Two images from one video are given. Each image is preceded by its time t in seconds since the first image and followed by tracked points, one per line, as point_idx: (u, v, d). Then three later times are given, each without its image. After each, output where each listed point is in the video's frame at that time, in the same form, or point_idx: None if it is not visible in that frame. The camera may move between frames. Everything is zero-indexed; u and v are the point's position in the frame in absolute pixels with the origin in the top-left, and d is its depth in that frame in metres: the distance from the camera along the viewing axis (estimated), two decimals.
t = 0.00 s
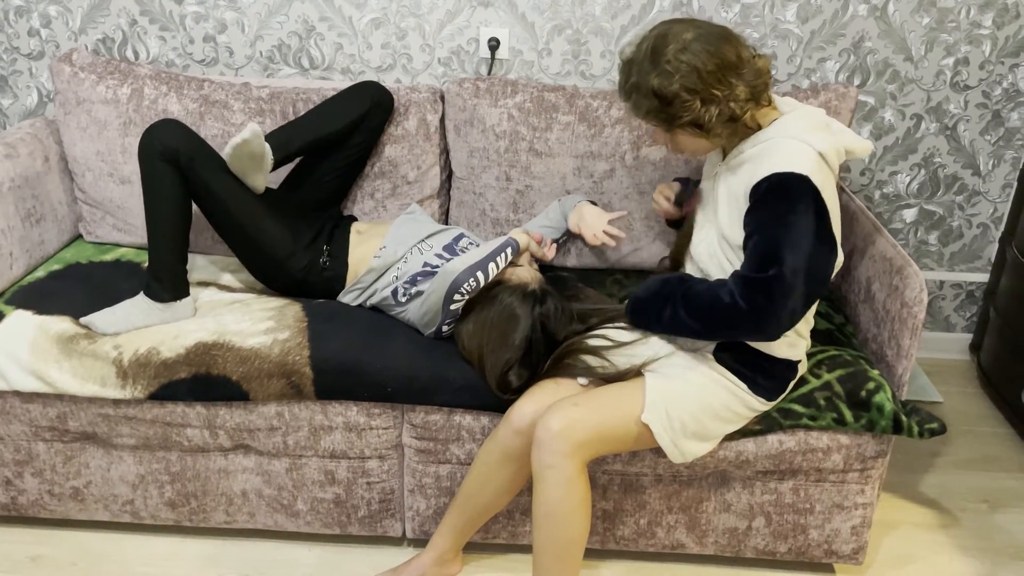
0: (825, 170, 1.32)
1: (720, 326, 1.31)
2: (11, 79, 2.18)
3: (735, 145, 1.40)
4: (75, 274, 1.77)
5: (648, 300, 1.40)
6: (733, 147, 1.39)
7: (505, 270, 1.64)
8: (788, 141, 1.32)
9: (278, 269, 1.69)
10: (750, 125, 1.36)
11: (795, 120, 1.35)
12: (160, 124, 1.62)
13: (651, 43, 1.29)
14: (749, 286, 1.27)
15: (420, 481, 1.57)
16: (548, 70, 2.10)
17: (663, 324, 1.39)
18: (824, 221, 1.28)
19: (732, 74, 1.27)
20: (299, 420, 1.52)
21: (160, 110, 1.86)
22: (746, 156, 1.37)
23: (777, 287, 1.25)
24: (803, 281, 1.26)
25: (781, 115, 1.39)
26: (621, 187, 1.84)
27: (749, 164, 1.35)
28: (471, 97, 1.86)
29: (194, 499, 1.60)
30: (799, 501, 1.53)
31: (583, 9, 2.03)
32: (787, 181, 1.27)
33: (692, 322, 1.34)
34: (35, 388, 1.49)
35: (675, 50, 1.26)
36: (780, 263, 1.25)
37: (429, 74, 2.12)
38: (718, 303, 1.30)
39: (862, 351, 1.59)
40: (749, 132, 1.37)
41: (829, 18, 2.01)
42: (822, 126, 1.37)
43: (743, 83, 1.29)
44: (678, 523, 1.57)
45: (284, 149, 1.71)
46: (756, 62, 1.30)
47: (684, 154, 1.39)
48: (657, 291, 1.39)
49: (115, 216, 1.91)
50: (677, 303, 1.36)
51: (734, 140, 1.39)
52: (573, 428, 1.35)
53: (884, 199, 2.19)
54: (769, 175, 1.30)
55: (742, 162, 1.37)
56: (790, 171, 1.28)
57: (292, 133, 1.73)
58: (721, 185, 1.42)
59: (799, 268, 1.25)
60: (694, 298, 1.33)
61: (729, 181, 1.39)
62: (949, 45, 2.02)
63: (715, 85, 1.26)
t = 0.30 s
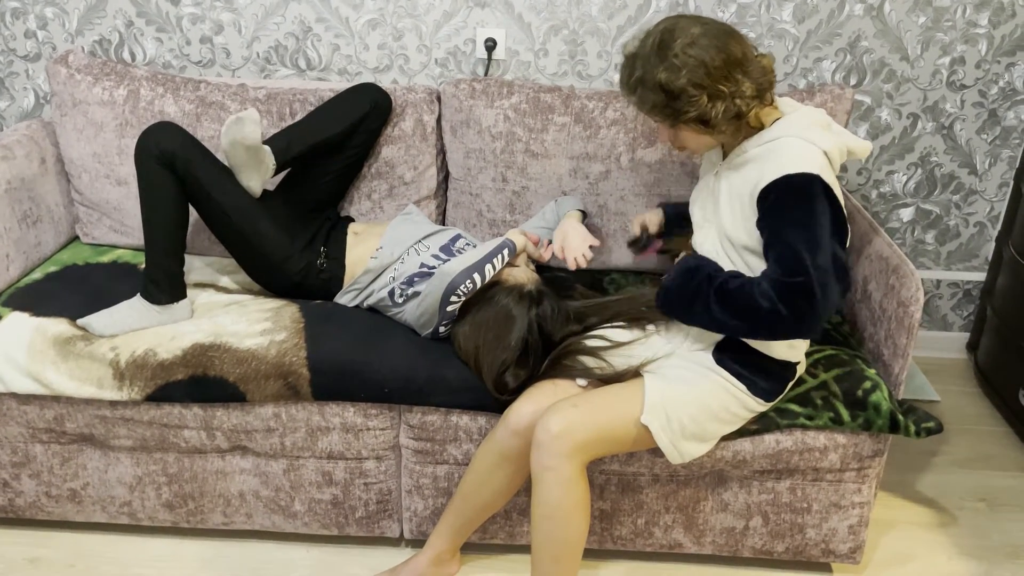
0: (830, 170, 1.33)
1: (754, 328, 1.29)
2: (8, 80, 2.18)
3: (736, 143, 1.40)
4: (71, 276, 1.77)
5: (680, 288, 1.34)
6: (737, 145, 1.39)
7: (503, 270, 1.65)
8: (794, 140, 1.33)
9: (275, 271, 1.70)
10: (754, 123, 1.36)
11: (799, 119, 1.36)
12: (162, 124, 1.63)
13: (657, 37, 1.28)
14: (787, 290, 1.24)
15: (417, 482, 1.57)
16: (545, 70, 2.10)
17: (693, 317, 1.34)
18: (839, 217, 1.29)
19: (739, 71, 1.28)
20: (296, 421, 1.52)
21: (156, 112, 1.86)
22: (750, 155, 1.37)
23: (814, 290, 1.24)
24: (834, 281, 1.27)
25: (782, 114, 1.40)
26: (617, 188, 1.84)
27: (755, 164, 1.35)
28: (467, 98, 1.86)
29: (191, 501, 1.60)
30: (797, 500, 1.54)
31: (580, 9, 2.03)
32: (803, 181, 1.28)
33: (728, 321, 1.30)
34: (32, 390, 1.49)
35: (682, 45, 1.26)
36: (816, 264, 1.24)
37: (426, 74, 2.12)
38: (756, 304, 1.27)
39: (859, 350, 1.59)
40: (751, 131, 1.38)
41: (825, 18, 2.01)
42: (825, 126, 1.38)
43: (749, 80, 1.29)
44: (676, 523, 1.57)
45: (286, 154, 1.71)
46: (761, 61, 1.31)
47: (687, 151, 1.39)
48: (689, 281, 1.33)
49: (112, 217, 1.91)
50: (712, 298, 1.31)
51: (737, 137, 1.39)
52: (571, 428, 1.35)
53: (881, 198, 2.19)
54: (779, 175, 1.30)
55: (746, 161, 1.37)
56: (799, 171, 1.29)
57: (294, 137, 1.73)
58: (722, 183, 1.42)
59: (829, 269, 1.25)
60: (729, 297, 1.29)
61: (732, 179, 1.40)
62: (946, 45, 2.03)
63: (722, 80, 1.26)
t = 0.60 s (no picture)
0: (833, 168, 1.33)
1: (768, 324, 1.30)
2: (6, 82, 2.17)
3: (735, 146, 1.40)
4: (70, 277, 1.77)
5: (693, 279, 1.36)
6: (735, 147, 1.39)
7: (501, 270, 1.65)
8: (795, 140, 1.33)
9: (273, 272, 1.69)
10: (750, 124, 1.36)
11: (797, 120, 1.36)
12: (161, 126, 1.63)
13: (650, 43, 1.29)
14: (801, 289, 1.25)
15: (416, 482, 1.57)
16: (543, 71, 2.10)
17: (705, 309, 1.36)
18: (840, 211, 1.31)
19: (732, 72, 1.28)
20: (295, 422, 1.52)
21: (154, 113, 1.86)
22: (750, 157, 1.37)
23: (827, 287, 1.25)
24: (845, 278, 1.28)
25: (780, 114, 1.40)
26: (615, 188, 1.84)
27: (755, 165, 1.36)
28: (466, 98, 1.86)
29: (190, 502, 1.60)
30: (796, 499, 1.54)
31: (578, 9, 2.03)
32: (809, 180, 1.28)
33: (741, 316, 1.32)
34: (31, 392, 1.49)
35: (675, 49, 1.27)
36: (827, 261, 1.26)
37: (424, 75, 2.12)
38: (770, 302, 1.28)
39: (858, 350, 1.60)
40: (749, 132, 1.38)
41: (823, 17, 2.01)
42: (822, 125, 1.38)
43: (743, 81, 1.29)
44: (675, 522, 1.57)
45: (287, 155, 1.71)
46: (754, 62, 1.32)
47: (685, 155, 1.38)
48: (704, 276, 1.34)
49: (111, 219, 1.91)
50: (726, 292, 1.32)
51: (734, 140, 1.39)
52: (571, 429, 1.36)
53: (879, 197, 2.19)
54: (783, 175, 1.30)
55: (746, 162, 1.37)
56: (804, 170, 1.29)
57: (293, 138, 1.73)
58: (723, 185, 1.42)
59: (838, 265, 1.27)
60: (742, 293, 1.30)
61: (733, 181, 1.40)
62: (943, 44, 2.03)
63: (715, 83, 1.26)
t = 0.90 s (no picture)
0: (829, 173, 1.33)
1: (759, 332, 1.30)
2: (4, 84, 2.17)
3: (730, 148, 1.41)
4: (67, 278, 1.77)
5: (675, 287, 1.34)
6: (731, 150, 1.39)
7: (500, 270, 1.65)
8: (791, 145, 1.33)
9: (271, 274, 1.69)
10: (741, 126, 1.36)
11: (792, 123, 1.36)
12: (159, 127, 1.63)
13: (643, 45, 1.30)
14: (796, 296, 1.27)
15: (414, 483, 1.57)
16: (541, 71, 2.10)
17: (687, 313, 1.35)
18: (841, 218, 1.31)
19: (723, 75, 1.28)
20: (293, 423, 1.52)
21: (152, 114, 1.86)
22: (746, 160, 1.37)
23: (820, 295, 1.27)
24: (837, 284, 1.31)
25: (776, 117, 1.40)
26: (614, 189, 1.84)
27: (751, 169, 1.36)
28: (464, 99, 1.86)
29: (188, 503, 1.60)
30: (794, 500, 1.54)
31: (576, 10, 2.03)
32: (806, 187, 1.28)
33: (732, 325, 1.31)
34: (29, 393, 1.49)
35: (666, 51, 1.27)
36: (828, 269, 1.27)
37: (422, 76, 2.12)
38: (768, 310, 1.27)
39: (856, 350, 1.60)
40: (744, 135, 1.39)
41: (821, 18, 2.01)
42: (818, 128, 1.38)
43: (734, 84, 1.29)
44: (673, 523, 1.57)
45: (284, 156, 1.71)
46: (747, 65, 1.31)
47: (679, 157, 1.39)
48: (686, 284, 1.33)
49: (109, 220, 1.90)
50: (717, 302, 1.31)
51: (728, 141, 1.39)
52: (569, 429, 1.35)
53: (877, 197, 2.20)
54: (781, 180, 1.30)
55: (742, 166, 1.37)
56: (799, 176, 1.29)
57: (290, 138, 1.73)
58: (719, 189, 1.42)
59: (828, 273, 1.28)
60: (734, 302, 1.30)
61: (729, 184, 1.40)
62: (941, 44, 2.03)
63: (706, 85, 1.26)
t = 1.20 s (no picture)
0: (818, 177, 1.32)
1: (678, 316, 1.34)
2: (2, 85, 2.17)
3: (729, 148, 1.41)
4: (66, 280, 1.77)
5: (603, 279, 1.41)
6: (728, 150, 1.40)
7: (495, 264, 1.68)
8: (784, 145, 1.33)
9: (270, 274, 1.69)
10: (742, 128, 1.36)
11: (790, 125, 1.36)
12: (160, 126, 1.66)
13: (646, 41, 1.30)
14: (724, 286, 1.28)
15: (413, 484, 1.57)
16: (540, 72, 2.10)
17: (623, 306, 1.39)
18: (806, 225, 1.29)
19: (725, 75, 1.28)
20: (292, 424, 1.53)
21: (151, 115, 1.86)
22: (740, 159, 1.37)
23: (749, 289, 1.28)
24: (773, 280, 1.28)
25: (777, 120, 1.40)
26: (612, 190, 1.85)
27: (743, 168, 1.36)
28: (462, 100, 1.86)
29: (187, 504, 1.60)
30: (792, 500, 1.54)
31: (575, 11, 2.03)
32: (765, 181, 1.29)
33: (653, 309, 1.36)
34: (28, 395, 1.49)
35: (669, 48, 1.27)
36: (756, 259, 1.27)
37: (421, 77, 2.12)
38: (682, 293, 1.32)
39: (854, 350, 1.60)
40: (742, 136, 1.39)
41: (818, 19, 2.02)
42: (816, 131, 1.38)
43: (736, 85, 1.29)
44: (672, 523, 1.58)
45: (283, 156, 1.71)
46: (750, 66, 1.31)
47: (677, 154, 1.39)
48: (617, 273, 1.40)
49: (108, 221, 1.91)
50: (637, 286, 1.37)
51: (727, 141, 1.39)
52: (567, 430, 1.36)
53: (875, 198, 2.20)
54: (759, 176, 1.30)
55: (736, 165, 1.37)
56: (781, 175, 1.29)
57: (288, 139, 1.73)
58: (715, 188, 1.42)
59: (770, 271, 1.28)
60: (656, 286, 1.35)
61: (724, 183, 1.40)
62: (938, 45, 2.04)
63: (707, 85, 1.27)
